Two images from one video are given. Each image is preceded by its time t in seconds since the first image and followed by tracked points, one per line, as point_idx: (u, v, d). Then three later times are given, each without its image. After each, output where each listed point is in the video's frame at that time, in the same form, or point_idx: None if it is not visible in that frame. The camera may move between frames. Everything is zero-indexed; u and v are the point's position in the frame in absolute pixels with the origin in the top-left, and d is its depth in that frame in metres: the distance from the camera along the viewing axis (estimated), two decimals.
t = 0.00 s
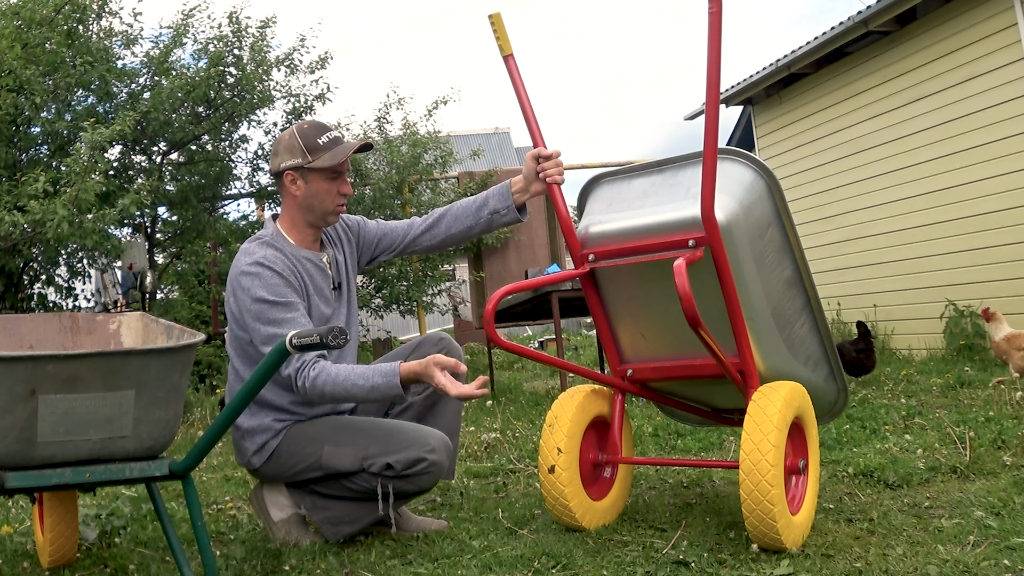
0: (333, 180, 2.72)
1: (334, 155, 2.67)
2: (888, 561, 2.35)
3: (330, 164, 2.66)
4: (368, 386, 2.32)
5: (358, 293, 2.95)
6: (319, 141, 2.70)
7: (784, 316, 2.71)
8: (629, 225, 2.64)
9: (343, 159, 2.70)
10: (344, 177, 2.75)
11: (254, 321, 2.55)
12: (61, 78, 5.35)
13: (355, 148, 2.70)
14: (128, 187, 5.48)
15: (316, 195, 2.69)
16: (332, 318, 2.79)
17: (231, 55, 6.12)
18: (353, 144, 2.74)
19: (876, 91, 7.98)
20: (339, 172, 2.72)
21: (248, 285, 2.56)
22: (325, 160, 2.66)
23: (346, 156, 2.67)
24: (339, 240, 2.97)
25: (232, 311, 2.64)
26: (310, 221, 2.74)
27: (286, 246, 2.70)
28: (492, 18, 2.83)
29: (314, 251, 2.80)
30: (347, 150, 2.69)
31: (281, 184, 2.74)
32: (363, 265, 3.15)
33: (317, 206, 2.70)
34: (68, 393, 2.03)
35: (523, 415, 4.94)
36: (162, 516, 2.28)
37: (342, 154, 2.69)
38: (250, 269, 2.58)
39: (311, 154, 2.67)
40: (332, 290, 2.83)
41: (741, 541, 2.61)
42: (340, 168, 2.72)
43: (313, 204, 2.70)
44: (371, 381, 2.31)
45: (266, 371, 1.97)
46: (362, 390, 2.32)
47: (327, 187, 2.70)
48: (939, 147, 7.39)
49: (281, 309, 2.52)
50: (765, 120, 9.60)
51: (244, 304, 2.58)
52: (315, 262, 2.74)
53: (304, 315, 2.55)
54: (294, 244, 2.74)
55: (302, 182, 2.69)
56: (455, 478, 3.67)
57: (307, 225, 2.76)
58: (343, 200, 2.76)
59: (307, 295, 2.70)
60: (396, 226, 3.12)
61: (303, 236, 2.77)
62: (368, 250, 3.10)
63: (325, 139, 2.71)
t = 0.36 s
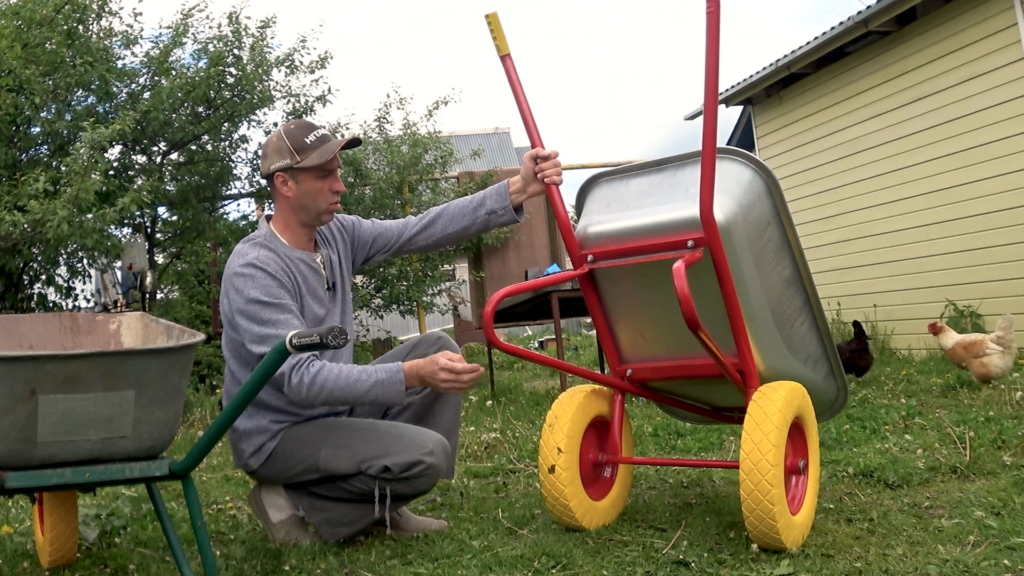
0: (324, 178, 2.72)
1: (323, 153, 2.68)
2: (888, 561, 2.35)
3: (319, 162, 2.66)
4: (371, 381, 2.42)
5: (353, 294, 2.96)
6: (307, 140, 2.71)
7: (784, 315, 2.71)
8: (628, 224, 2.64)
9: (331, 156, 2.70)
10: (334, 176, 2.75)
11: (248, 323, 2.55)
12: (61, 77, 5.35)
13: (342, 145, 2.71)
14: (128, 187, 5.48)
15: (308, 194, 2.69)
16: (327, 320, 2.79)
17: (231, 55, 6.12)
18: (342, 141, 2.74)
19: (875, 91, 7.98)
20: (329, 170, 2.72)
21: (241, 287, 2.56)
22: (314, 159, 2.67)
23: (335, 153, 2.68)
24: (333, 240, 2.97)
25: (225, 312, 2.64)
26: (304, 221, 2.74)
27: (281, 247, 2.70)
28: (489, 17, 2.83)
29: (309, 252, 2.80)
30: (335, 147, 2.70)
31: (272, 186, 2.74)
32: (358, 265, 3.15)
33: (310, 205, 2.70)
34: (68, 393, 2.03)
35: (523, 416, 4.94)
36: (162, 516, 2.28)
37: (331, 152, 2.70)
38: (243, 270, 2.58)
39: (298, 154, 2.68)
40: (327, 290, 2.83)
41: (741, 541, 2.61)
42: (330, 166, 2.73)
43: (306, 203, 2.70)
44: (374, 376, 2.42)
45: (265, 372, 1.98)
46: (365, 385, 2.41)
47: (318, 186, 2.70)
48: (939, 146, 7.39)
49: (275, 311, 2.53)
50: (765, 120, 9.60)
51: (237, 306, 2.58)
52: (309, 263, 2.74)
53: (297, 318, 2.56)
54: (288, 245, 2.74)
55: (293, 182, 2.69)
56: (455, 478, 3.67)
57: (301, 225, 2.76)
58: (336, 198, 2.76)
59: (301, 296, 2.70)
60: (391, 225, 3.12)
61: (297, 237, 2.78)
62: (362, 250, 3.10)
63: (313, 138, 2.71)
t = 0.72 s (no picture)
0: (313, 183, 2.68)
1: (307, 161, 2.61)
2: (888, 561, 2.35)
3: (303, 172, 2.61)
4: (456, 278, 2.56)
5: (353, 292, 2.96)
6: (292, 146, 2.64)
7: (783, 313, 2.72)
8: (625, 225, 2.64)
9: (316, 163, 2.64)
10: (324, 178, 2.70)
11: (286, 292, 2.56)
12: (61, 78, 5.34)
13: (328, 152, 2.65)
14: (128, 187, 5.48)
15: (298, 200, 2.67)
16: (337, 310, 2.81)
17: (231, 55, 6.12)
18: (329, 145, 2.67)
19: (876, 91, 7.98)
20: (317, 174, 2.67)
21: (270, 261, 2.56)
22: (297, 168, 2.61)
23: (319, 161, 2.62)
24: (331, 239, 2.97)
25: (247, 296, 2.63)
26: (298, 223, 2.74)
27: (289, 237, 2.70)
28: (484, 17, 2.83)
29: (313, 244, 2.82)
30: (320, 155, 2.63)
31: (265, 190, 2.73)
32: (353, 263, 3.15)
33: (300, 210, 2.69)
34: (68, 393, 2.03)
35: (523, 416, 4.94)
36: (162, 516, 2.28)
37: (316, 158, 2.64)
38: (261, 252, 2.58)
39: (284, 161, 2.62)
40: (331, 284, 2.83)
41: (741, 541, 2.61)
42: (319, 170, 2.67)
43: (296, 208, 2.68)
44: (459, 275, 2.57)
45: (266, 371, 1.97)
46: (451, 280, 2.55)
47: (306, 191, 2.66)
48: (939, 147, 7.39)
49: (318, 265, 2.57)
50: (765, 121, 9.60)
51: (264, 284, 2.58)
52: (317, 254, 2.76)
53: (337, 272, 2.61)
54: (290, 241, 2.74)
55: (282, 188, 2.66)
56: (455, 478, 3.68)
57: (295, 226, 2.75)
58: (326, 200, 2.72)
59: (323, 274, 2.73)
60: (386, 224, 3.11)
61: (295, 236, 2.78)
62: (358, 249, 3.10)
63: (299, 144, 2.65)
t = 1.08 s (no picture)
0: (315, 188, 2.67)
1: (308, 168, 2.60)
2: (888, 561, 2.35)
3: (303, 179, 2.60)
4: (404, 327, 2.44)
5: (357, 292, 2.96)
6: (296, 151, 2.63)
7: (782, 313, 2.71)
8: (625, 224, 2.64)
9: (318, 170, 2.62)
10: (327, 184, 2.69)
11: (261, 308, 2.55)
12: (61, 78, 5.34)
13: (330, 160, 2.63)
14: (128, 186, 5.49)
15: (297, 204, 2.67)
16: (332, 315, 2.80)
17: (231, 55, 6.11)
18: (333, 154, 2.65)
19: (876, 90, 7.98)
20: (319, 180, 2.66)
21: (252, 271, 2.56)
22: (297, 174, 2.60)
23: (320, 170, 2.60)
24: (335, 238, 2.97)
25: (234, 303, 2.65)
26: (299, 225, 2.74)
27: (284, 242, 2.70)
28: (483, 16, 2.82)
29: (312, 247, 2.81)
30: (321, 162, 2.62)
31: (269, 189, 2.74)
32: (357, 264, 3.15)
33: (300, 213, 2.69)
34: (68, 393, 2.03)
35: (523, 416, 4.94)
36: (162, 516, 2.28)
37: (317, 166, 2.62)
38: (251, 258, 2.58)
39: (287, 165, 2.61)
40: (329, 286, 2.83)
41: (741, 541, 2.61)
42: (321, 177, 2.65)
43: (295, 210, 2.69)
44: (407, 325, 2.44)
45: (267, 371, 1.97)
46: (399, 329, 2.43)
47: (306, 196, 2.66)
48: (939, 146, 7.39)
49: (288, 287, 2.52)
50: (766, 120, 9.60)
51: (248, 293, 2.58)
52: (312, 257, 2.75)
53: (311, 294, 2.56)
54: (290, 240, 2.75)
55: (283, 191, 2.67)
56: (455, 478, 3.67)
57: (297, 227, 2.76)
58: (328, 205, 2.72)
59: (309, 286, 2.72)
60: (389, 225, 3.12)
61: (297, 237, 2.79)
62: (361, 250, 3.10)
63: (303, 149, 2.63)
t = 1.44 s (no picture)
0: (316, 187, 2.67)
1: (309, 167, 2.60)
2: (888, 561, 2.35)
3: (303, 178, 2.60)
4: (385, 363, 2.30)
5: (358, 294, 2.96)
6: (296, 151, 2.63)
7: (775, 307, 2.72)
8: (615, 227, 2.63)
9: (319, 169, 2.63)
10: (328, 183, 2.69)
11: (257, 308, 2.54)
12: (61, 77, 5.34)
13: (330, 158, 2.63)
14: (128, 186, 5.49)
15: (299, 204, 2.67)
16: (331, 317, 2.80)
17: (231, 55, 6.11)
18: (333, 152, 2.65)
19: (875, 90, 7.98)
20: (320, 179, 2.66)
21: (249, 272, 2.57)
22: (298, 173, 2.61)
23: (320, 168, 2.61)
24: (336, 240, 2.98)
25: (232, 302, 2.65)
26: (303, 225, 2.74)
27: (284, 243, 2.71)
28: (454, 11, 2.67)
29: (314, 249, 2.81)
30: (322, 161, 2.62)
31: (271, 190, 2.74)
32: (359, 267, 3.16)
33: (301, 213, 2.69)
34: (68, 393, 2.03)
35: (523, 415, 4.94)
36: (162, 516, 2.28)
37: (318, 164, 2.62)
38: (250, 259, 2.59)
39: (288, 166, 2.62)
40: (330, 289, 2.83)
41: (741, 541, 2.61)
42: (322, 176, 2.66)
43: (297, 210, 2.69)
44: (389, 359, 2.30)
45: (266, 371, 1.97)
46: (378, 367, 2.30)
47: (308, 196, 2.66)
48: (939, 146, 7.39)
49: (284, 291, 2.51)
50: (766, 121, 9.60)
51: (245, 292, 2.58)
52: (313, 259, 2.75)
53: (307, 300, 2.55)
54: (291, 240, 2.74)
55: (285, 191, 2.67)
56: (455, 478, 3.67)
57: (300, 228, 2.76)
58: (329, 204, 2.71)
59: (306, 287, 2.71)
60: (387, 227, 3.12)
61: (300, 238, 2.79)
62: (363, 253, 3.11)
63: (303, 149, 2.63)
